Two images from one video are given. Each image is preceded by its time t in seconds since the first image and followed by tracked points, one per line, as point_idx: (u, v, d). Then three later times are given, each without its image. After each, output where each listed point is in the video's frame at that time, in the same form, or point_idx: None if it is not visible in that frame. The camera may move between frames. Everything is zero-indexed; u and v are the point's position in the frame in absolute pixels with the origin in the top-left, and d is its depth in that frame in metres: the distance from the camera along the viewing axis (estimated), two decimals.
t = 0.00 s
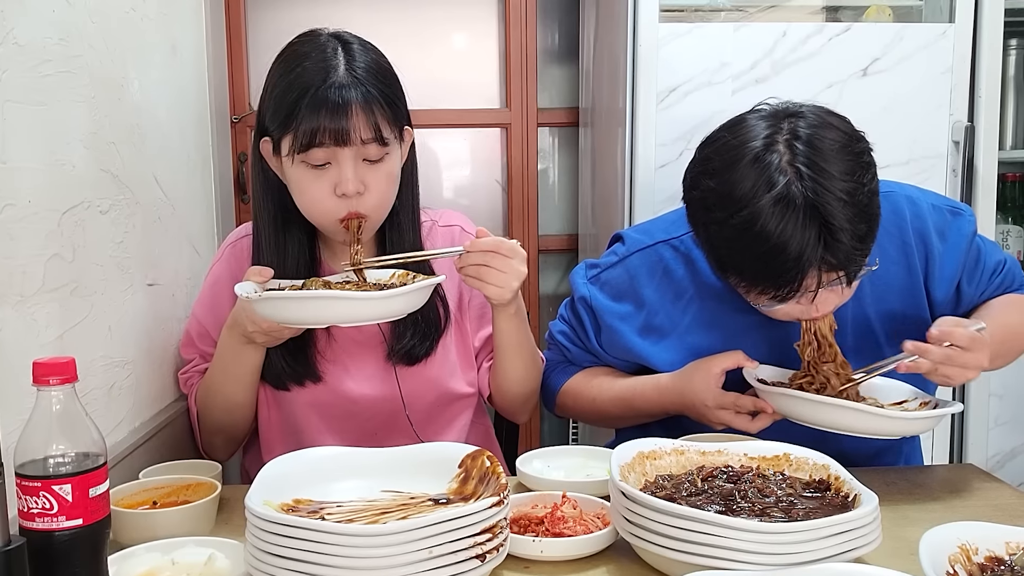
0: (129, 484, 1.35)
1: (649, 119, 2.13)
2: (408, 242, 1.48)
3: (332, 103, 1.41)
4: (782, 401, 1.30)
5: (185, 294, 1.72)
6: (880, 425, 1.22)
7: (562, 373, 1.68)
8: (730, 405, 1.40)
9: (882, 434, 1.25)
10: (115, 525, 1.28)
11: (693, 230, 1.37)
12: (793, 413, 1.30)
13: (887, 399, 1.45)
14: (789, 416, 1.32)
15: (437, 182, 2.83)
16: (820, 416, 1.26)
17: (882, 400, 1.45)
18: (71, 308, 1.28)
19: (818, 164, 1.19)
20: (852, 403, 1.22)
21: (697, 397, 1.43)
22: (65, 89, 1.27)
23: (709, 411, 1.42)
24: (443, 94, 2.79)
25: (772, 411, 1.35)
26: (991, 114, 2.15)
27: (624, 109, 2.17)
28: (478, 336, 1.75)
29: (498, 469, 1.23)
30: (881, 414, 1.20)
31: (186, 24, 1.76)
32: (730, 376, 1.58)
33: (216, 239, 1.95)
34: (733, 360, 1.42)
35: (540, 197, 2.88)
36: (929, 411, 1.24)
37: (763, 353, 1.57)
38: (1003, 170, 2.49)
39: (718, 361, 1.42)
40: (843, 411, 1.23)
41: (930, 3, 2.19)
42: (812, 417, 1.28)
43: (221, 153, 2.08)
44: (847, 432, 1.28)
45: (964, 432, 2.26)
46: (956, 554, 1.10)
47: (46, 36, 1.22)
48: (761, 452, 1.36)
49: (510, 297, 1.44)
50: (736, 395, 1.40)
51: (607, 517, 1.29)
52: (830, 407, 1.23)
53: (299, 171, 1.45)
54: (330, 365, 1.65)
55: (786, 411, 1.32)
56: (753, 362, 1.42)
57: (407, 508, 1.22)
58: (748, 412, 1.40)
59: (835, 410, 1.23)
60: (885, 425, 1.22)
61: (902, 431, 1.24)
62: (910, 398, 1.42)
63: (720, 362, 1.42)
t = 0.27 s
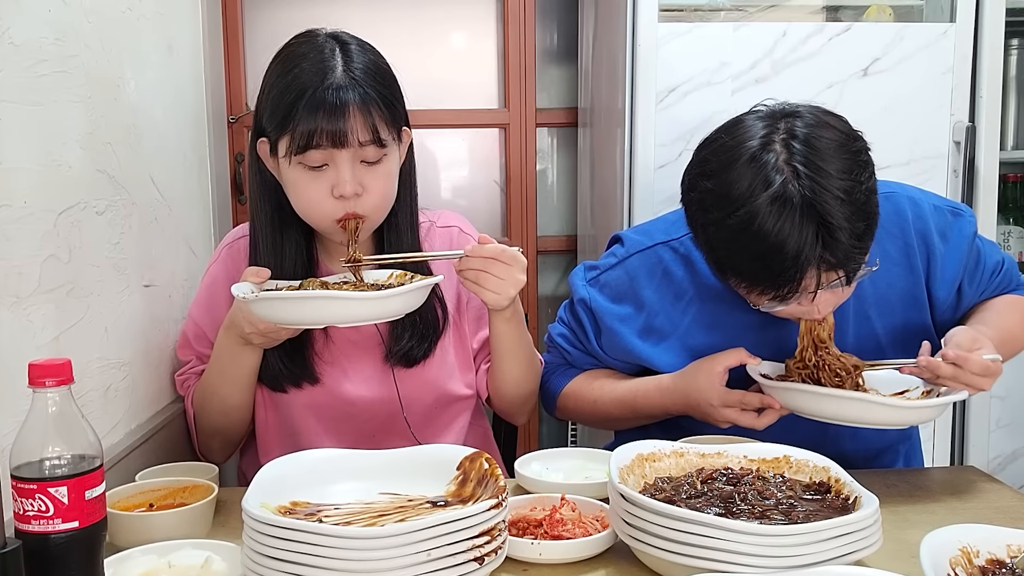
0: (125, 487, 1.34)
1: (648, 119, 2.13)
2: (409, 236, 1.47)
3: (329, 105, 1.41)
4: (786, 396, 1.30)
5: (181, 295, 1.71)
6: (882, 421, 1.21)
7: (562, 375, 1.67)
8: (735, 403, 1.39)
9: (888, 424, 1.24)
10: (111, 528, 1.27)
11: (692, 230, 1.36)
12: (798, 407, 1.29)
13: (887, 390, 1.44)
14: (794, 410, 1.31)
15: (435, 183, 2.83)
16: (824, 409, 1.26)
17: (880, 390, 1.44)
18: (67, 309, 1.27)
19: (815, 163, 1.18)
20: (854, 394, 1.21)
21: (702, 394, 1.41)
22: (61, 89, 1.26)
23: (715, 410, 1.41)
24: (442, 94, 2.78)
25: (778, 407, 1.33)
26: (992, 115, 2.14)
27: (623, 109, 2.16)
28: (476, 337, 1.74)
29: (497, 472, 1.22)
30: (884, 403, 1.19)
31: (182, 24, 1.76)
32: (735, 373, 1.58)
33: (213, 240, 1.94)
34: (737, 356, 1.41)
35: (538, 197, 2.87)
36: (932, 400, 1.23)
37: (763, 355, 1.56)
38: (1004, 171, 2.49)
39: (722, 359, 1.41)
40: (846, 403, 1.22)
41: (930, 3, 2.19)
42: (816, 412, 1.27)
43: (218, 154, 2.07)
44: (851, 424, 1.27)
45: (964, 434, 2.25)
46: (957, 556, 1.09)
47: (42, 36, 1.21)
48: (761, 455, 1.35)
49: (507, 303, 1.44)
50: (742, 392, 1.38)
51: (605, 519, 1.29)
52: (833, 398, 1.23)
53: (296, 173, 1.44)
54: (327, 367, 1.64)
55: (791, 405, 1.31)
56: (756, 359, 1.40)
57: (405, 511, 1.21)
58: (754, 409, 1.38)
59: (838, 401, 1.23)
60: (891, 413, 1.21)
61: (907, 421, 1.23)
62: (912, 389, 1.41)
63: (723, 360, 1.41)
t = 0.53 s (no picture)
0: (122, 489, 1.33)
1: (647, 120, 2.12)
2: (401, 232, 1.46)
3: (327, 107, 1.40)
4: (783, 390, 1.28)
5: (178, 296, 1.71)
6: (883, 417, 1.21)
7: (561, 377, 1.66)
8: (732, 400, 1.38)
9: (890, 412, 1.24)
10: (108, 531, 1.26)
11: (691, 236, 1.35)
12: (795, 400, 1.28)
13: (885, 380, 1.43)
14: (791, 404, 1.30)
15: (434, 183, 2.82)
16: (823, 402, 1.24)
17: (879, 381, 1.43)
18: (63, 311, 1.26)
19: (812, 166, 1.17)
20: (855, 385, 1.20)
21: (697, 393, 1.41)
22: (57, 89, 1.25)
23: (711, 408, 1.40)
24: (440, 94, 2.78)
25: (776, 402, 1.32)
26: (993, 115, 2.14)
27: (622, 110, 2.15)
28: (474, 339, 1.73)
29: (495, 474, 1.21)
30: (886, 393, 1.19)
31: (179, 24, 1.75)
32: (729, 371, 1.57)
33: (210, 241, 1.93)
34: (731, 355, 1.39)
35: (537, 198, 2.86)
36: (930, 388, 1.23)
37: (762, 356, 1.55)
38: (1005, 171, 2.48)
39: (716, 358, 1.40)
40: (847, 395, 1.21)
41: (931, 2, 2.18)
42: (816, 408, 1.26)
43: (215, 154, 2.06)
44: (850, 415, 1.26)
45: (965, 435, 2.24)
46: (959, 559, 1.08)
47: (38, 35, 1.21)
48: (761, 456, 1.34)
49: (504, 303, 1.43)
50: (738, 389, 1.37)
51: (604, 522, 1.28)
52: (833, 391, 1.21)
53: (294, 175, 1.43)
54: (324, 368, 1.63)
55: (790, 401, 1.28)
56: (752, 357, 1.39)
57: (403, 513, 1.21)
58: (751, 407, 1.38)
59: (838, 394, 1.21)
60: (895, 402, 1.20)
61: (906, 408, 1.22)
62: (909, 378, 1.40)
63: (717, 359, 1.40)
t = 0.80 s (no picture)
0: (118, 492, 1.32)
1: (646, 120, 2.11)
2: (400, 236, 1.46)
3: (325, 107, 1.39)
4: (786, 397, 1.28)
5: (174, 298, 1.70)
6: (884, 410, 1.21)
7: (560, 383, 1.65)
8: (733, 406, 1.36)
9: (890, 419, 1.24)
10: (104, 533, 1.25)
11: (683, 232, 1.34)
12: (798, 407, 1.28)
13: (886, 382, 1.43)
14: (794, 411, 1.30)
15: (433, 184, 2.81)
16: (826, 409, 1.25)
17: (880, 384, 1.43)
18: (59, 312, 1.26)
19: (791, 147, 1.17)
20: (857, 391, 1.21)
21: (698, 398, 1.40)
22: (53, 89, 1.24)
23: (713, 414, 1.38)
24: (439, 94, 2.77)
25: (778, 409, 1.32)
26: (994, 115, 2.13)
27: (621, 110, 2.14)
28: (472, 340, 1.72)
29: (493, 476, 1.21)
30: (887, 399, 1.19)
31: (176, 24, 1.74)
32: (730, 376, 1.56)
33: (207, 242, 1.92)
34: (732, 360, 1.38)
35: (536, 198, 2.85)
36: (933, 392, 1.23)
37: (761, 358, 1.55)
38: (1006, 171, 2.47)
39: (716, 363, 1.39)
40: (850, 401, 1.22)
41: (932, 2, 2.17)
42: (819, 411, 1.26)
43: (212, 155, 2.06)
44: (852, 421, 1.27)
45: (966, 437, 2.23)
46: (960, 562, 1.08)
47: (34, 35, 1.20)
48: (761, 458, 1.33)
49: (501, 295, 1.42)
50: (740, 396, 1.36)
51: (603, 524, 1.27)
52: (836, 396, 1.22)
53: (291, 176, 1.43)
54: (322, 370, 1.63)
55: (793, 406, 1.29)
56: (751, 361, 1.38)
57: (401, 516, 1.20)
58: (752, 412, 1.36)
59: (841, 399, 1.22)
60: (895, 408, 1.21)
61: (909, 415, 1.23)
62: (911, 379, 1.41)
63: (717, 364, 1.39)
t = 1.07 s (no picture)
0: (115, 494, 1.32)
1: (646, 120, 2.10)
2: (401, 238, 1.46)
3: (321, 109, 1.39)
4: (784, 406, 1.28)
5: (171, 299, 1.69)
6: (883, 423, 1.20)
7: (557, 387, 1.64)
8: (732, 413, 1.37)
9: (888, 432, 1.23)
10: (100, 536, 1.25)
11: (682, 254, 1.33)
12: (796, 417, 1.28)
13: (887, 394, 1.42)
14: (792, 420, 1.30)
15: (431, 184, 2.80)
16: (824, 419, 1.24)
17: (881, 393, 1.43)
18: (55, 313, 1.25)
19: (797, 177, 1.16)
20: (854, 403, 1.20)
21: (696, 404, 1.39)
22: (49, 89, 1.24)
23: (711, 420, 1.39)
24: (437, 94, 2.76)
25: (776, 417, 1.32)
26: (996, 114, 2.12)
27: (621, 110, 2.14)
28: (471, 342, 1.71)
29: (492, 478, 1.20)
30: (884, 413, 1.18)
31: (172, 24, 1.73)
32: (729, 382, 1.55)
33: (203, 243, 1.92)
34: (731, 367, 1.39)
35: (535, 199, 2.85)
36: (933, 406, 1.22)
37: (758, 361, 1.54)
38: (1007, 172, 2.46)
39: (716, 369, 1.39)
40: (845, 413, 1.21)
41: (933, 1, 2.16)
42: (817, 419, 1.25)
43: (208, 156, 2.05)
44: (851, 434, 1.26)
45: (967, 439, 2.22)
46: (961, 564, 1.07)
47: (30, 35, 1.19)
48: (761, 460, 1.32)
49: (499, 294, 1.41)
50: (738, 403, 1.37)
51: (602, 527, 1.26)
52: (832, 409, 1.21)
53: (286, 177, 1.42)
54: (319, 372, 1.62)
55: (791, 416, 1.29)
56: (752, 367, 1.38)
57: (399, 518, 1.19)
58: (750, 420, 1.37)
59: (837, 412, 1.21)
60: (892, 421, 1.20)
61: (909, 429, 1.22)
62: (911, 390, 1.40)
63: (717, 370, 1.39)
